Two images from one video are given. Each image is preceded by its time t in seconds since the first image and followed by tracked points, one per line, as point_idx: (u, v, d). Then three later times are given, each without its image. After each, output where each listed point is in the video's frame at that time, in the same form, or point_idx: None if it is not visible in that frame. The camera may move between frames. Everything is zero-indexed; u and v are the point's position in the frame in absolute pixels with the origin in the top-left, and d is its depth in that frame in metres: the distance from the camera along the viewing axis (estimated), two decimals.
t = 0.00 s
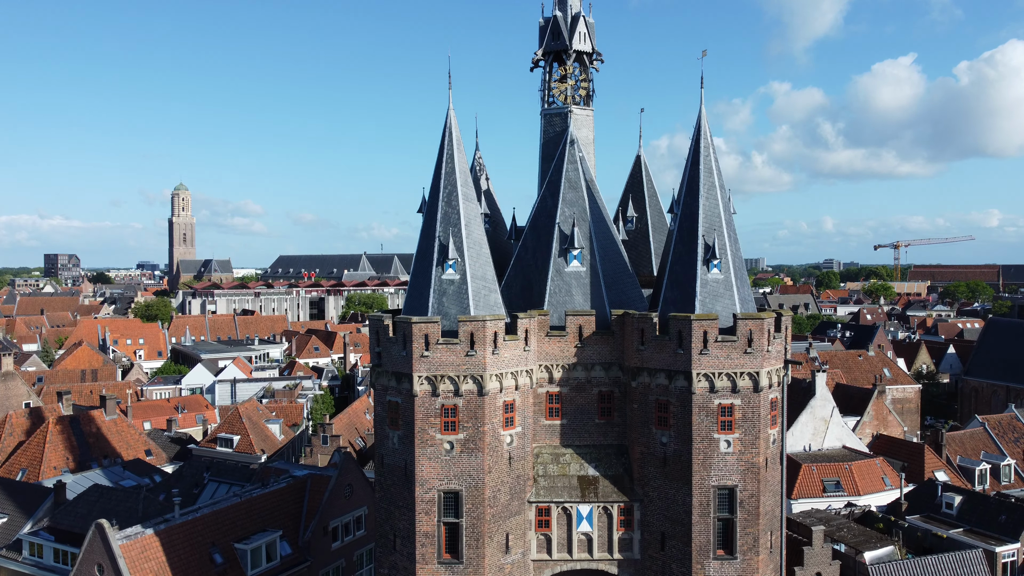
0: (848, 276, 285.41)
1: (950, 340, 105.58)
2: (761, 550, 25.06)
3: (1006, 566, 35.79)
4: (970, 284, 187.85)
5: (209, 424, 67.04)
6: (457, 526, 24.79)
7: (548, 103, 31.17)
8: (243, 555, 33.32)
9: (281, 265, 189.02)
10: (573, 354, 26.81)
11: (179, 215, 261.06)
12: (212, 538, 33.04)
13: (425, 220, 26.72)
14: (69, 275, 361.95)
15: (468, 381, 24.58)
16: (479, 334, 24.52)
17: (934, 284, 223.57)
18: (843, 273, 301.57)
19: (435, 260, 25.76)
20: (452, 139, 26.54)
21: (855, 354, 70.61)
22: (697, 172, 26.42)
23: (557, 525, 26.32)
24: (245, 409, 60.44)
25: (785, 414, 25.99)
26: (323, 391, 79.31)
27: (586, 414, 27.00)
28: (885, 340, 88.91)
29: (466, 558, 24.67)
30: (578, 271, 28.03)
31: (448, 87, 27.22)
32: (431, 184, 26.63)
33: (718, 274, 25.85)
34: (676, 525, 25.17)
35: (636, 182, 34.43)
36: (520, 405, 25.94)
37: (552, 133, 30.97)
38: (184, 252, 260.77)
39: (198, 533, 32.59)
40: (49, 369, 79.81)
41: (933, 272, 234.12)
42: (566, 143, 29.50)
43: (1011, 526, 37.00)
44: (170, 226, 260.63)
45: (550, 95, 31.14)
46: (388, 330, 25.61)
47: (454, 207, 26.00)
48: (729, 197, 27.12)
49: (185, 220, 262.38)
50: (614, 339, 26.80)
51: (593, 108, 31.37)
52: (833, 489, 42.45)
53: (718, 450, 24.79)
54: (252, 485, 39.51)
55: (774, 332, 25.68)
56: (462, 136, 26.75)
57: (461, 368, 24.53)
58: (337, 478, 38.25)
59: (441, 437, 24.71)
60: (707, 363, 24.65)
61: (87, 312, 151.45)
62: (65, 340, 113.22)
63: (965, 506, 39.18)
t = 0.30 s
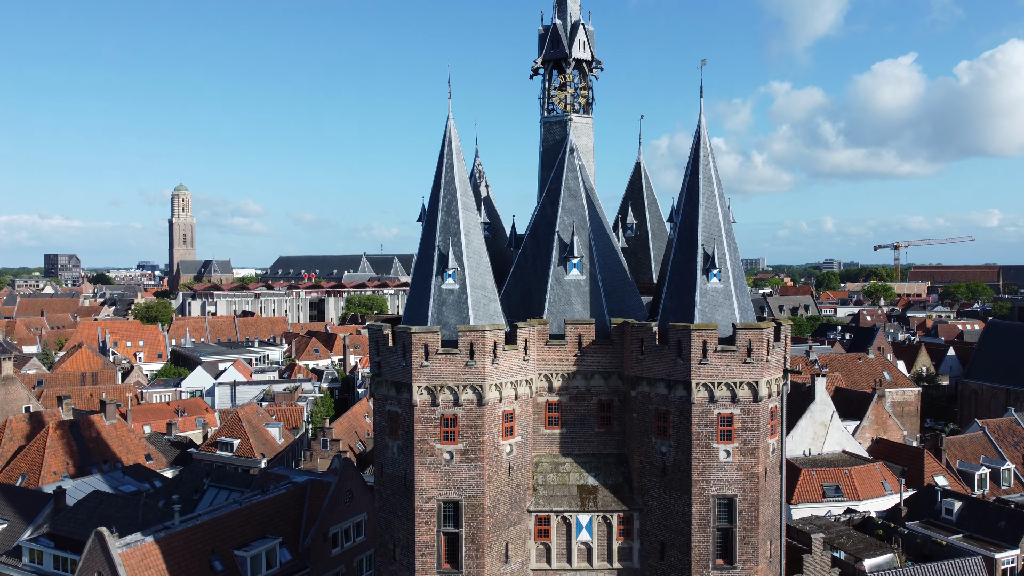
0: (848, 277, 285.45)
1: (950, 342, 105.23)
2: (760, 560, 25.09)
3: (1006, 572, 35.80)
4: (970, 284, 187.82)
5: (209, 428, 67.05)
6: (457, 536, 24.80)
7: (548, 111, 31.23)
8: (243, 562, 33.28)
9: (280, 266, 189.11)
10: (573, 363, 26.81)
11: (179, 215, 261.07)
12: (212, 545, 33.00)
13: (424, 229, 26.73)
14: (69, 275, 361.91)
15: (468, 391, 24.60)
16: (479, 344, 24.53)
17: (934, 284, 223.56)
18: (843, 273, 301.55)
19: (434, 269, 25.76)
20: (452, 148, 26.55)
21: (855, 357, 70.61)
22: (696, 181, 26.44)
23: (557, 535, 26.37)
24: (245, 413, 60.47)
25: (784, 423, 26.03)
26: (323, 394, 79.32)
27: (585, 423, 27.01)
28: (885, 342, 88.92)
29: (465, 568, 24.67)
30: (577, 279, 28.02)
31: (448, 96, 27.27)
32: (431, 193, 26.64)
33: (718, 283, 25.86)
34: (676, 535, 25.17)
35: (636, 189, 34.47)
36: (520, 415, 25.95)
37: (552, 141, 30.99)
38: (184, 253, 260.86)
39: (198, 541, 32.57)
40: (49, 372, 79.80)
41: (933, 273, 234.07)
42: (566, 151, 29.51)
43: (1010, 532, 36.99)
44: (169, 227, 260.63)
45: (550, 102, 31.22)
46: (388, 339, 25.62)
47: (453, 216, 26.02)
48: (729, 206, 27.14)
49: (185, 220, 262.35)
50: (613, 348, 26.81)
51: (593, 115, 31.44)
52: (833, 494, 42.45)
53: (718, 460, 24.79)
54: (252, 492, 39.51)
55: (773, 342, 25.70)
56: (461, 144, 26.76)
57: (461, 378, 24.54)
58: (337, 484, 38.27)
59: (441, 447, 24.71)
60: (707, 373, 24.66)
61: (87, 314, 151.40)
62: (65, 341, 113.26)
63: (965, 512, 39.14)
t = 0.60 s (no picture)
0: (848, 277, 285.27)
1: (950, 344, 105.22)
2: (760, 570, 25.12)
3: None
4: (970, 285, 187.85)
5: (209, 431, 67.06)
6: (457, 546, 24.81)
7: (548, 119, 31.24)
8: (243, 570, 33.25)
9: (281, 267, 189.11)
10: (572, 373, 26.79)
11: (180, 216, 260.85)
12: (212, 552, 32.96)
13: (424, 238, 26.71)
14: (69, 276, 361.72)
15: (468, 402, 24.60)
16: (479, 355, 24.53)
17: (934, 285, 223.44)
18: (843, 274, 301.47)
19: (434, 279, 25.75)
20: (452, 157, 26.55)
21: (855, 360, 70.57)
22: (696, 191, 26.44)
23: (557, 544, 26.38)
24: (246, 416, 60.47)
25: (784, 433, 26.04)
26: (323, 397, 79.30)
27: (585, 432, 27.02)
28: (885, 344, 88.93)
29: None
30: (577, 288, 28.01)
31: (448, 105, 27.27)
32: (431, 202, 26.64)
33: (718, 293, 25.85)
34: (676, 544, 25.17)
35: (636, 196, 34.49)
36: (520, 424, 25.97)
37: (552, 149, 31.00)
38: (185, 254, 260.71)
39: (198, 548, 32.55)
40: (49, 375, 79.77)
41: (933, 273, 233.86)
42: (566, 160, 29.49)
43: (1010, 538, 36.91)
44: (170, 228, 260.37)
45: (550, 110, 31.21)
46: (388, 349, 25.66)
47: (453, 226, 26.01)
48: (728, 215, 27.13)
49: (185, 221, 262.16)
50: (613, 357, 26.80)
51: (593, 123, 31.46)
52: (832, 499, 42.48)
53: (718, 470, 24.79)
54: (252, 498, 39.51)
55: (774, 352, 25.70)
56: (461, 154, 26.74)
57: (460, 389, 24.54)
58: (337, 491, 38.26)
59: (440, 457, 24.72)
60: (707, 383, 24.66)
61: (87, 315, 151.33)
62: (65, 343, 113.23)
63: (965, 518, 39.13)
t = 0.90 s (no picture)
0: (848, 278, 285.09)
1: (950, 346, 105.19)
2: None
3: None
4: (969, 286, 187.80)
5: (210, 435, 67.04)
6: (457, 557, 24.80)
7: (548, 127, 31.31)
8: None
9: (281, 268, 189.15)
10: (573, 383, 26.81)
11: (180, 217, 260.55)
12: (212, 560, 32.91)
13: (424, 248, 26.72)
14: (68, 276, 361.41)
15: (468, 412, 24.62)
16: (479, 365, 24.54)
17: (934, 286, 223.24)
18: (843, 274, 301.33)
19: (435, 289, 25.77)
20: (453, 167, 26.58)
21: (855, 363, 70.58)
22: (696, 201, 26.46)
23: (558, 554, 26.41)
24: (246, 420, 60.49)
25: (784, 443, 26.06)
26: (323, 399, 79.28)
27: (585, 442, 27.03)
28: (885, 346, 88.99)
29: None
30: (578, 297, 28.03)
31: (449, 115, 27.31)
32: (432, 213, 26.66)
33: (718, 303, 25.87)
34: (676, 555, 25.18)
35: (636, 204, 34.54)
36: (520, 435, 25.99)
37: (552, 158, 31.05)
38: (184, 254, 260.49)
39: (198, 556, 32.51)
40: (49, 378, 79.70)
41: (934, 274, 233.64)
42: (566, 169, 29.50)
43: (1010, 544, 36.84)
44: (170, 228, 260.09)
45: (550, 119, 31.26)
46: (388, 359, 25.69)
47: (454, 236, 26.02)
48: (729, 225, 27.15)
49: (185, 222, 261.89)
50: (613, 367, 26.82)
51: (593, 132, 31.50)
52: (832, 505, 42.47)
53: (718, 480, 24.80)
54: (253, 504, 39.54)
55: (774, 363, 25.73)
56: (462, 164, 26.76)
57: (461, 400, 24.56)
58: (338, 497, 38.29)
59: (441, 468, 24.74)
60: (707, 394, 24.67)
61: (87, 317, 151.20)
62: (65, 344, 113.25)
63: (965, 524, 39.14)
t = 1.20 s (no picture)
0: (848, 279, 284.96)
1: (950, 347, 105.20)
2: None
3: None
4: (969, 287, 187.75)
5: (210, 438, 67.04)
6: (458, 568, 24.82)
7: (548, 136, 31.37)
8: None
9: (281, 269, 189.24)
10: (573, 393, 26.83)
11: (180, 217, 260.55)
12: (214, 567, 32.76)
13: (425, 258, 26.75)
14: (68, 276, 361.32)
15: (469, 423, 24.64)
16: (480, 377, 24.58)
17: (934, 287, 223.09)
18: (843, 275, 301.16)
19: (436, 299, 25.80)
20: (454, 177, 26.60)
21: (855, 367, 70.59)
22: (697, 212, 26.48)
23: (558, 564, 26.45)
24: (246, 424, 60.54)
25: (784, 454, 26.08)
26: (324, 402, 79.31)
27: (585, 452, 27.06)
28: (885, 349, 88.99)
29: None
30: (579, 307, 28.06)
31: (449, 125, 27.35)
32: (432, 223, 26.69)
33: (719, 314, 25.90)
34: (676, 565, 25.21)
35: (636, 212, 34.60)
36: (521, 445, 26.02)
37: (553, 167, 31.10)
38: (184, 254, 260.60)
39: (199, 564, 32.43)
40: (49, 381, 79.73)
41: (934, 275, 233.38)
42: (567, 179, 29.53)
43: (1010, 551, 36.63)
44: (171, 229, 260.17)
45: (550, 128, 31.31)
46: (389, 370, 25.72)
47: (455, 247, 26.04)
48: (729, 235, 27.17)
49: (185, 222, 261.97)
50: (614, 376, 26.84)
51: (593, 141, 31.56)
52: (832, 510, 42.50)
53: (719, 491, 24.82)
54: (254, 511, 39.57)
55: (774, 373, 25.74)
56: (463, 174, 26.79)
57: (462, 411, 24.58)
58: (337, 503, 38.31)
59: (442, 478, 24.77)
60: (707, 405, 24.70)
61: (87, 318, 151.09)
62: (65, 346, 113.28)
63: (965, 531, 39.09)
